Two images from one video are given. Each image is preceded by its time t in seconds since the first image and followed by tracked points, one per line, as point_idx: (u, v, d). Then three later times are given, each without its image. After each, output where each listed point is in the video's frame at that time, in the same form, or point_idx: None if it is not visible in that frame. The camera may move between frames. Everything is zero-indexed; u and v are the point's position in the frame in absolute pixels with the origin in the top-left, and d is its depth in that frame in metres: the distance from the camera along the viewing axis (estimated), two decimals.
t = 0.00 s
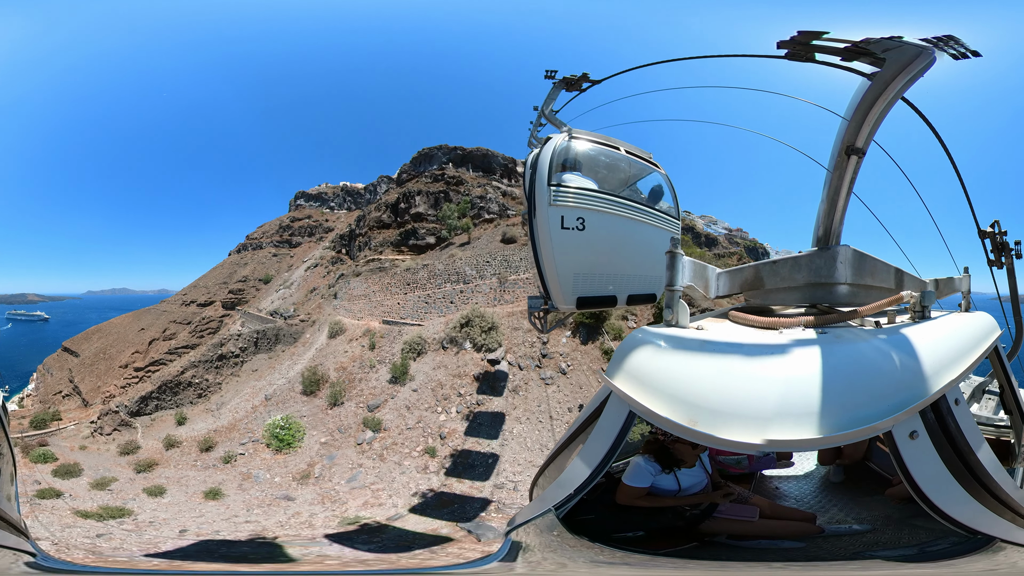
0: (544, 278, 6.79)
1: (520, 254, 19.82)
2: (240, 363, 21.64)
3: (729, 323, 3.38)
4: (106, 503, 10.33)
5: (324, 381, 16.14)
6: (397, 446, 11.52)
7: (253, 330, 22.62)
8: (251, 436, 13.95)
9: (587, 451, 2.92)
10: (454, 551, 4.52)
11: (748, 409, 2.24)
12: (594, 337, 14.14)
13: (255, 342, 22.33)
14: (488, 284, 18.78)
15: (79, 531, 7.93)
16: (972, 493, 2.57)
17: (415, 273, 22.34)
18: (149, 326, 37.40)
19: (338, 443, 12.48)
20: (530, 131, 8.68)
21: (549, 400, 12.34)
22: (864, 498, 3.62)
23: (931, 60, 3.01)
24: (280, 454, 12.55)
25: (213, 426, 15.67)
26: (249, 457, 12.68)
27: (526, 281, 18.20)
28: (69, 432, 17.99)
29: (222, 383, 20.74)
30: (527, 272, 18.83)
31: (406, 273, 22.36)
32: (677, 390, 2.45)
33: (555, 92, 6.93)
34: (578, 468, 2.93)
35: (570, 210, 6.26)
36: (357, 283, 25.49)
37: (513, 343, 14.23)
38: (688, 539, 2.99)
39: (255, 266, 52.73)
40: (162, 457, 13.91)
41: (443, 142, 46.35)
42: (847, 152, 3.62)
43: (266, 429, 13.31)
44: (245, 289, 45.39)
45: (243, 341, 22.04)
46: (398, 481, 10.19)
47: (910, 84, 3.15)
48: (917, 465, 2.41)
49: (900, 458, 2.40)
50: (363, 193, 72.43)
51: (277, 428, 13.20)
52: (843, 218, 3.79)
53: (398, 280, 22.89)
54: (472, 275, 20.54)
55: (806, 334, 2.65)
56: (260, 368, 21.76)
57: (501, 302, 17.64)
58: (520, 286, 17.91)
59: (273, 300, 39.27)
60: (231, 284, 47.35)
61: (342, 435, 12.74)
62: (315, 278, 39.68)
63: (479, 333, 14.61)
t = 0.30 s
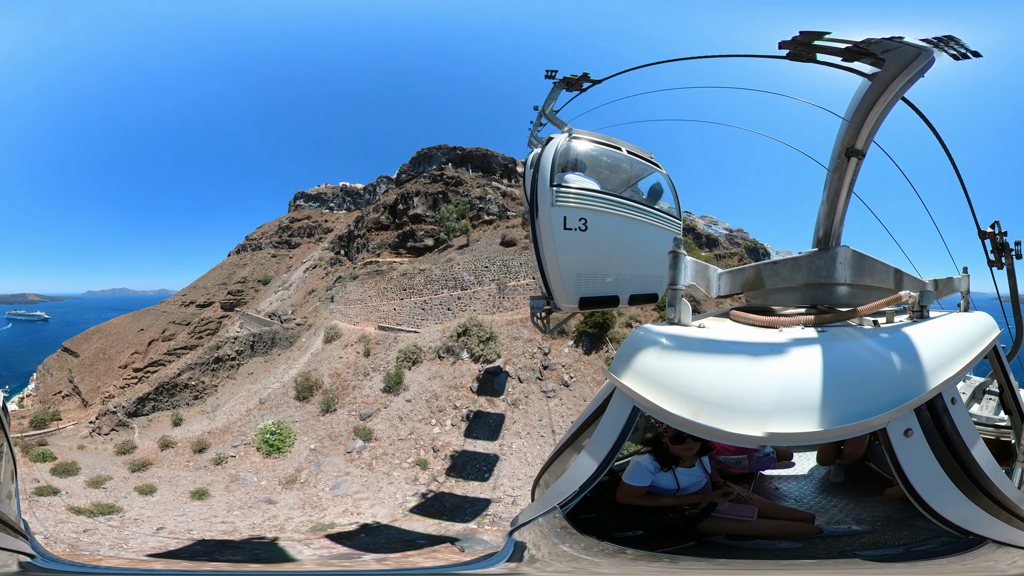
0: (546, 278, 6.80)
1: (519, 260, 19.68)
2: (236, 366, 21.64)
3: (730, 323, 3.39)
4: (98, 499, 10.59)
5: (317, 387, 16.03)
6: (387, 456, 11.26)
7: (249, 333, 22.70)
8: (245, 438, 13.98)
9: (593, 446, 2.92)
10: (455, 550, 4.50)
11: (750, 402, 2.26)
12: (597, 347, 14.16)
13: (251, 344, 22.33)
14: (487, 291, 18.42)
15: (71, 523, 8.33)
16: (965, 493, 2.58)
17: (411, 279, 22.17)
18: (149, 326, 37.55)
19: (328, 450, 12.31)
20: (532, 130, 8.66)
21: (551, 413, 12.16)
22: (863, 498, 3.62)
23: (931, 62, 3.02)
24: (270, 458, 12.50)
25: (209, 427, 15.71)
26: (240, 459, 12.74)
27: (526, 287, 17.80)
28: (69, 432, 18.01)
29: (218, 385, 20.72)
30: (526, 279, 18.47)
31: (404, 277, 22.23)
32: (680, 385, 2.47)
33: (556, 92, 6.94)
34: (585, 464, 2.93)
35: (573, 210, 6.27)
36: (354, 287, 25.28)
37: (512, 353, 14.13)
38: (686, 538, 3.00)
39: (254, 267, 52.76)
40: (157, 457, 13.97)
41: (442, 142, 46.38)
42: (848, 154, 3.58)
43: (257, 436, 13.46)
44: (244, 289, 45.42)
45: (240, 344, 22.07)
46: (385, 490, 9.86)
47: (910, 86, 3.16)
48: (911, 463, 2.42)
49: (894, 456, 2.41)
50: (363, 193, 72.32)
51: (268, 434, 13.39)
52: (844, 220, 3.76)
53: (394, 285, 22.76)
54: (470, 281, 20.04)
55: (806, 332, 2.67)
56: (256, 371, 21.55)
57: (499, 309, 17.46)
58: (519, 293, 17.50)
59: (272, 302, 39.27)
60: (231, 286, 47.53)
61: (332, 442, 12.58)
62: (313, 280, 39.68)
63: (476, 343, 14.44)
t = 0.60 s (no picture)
0: (547, 279, 6.78)
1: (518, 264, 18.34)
2: (232, 369, 21.61)
3: (732, 325, 3.38)
4: (90, 495, 10.79)
5: (311, 394, 15.95)
6: (375, 466, 10.98)
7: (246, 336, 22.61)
8: (237, 440, 13.99)
9: (587, 456, 2.90)
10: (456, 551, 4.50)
11: (750, 414, 2.24)
12: (601, 357, 13.35)
13: (247, 347, 22.25)
14: (486, 298, 17.13)
15: (64, 520, 8.74)
16: (978, 494, 2.56)
17: (407, 283, 20.86)
18: (148, 326, 37.64)
19: (316, 456, 12.14)
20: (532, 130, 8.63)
21: (553, 428, 11.53)
22: (865, 498, 3.60)
23: (936, 62, 2.99)
24: (260, 461, 12.47)
25: (203, 429, 15.76)
26: (230, 460, 12.81)
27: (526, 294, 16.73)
28: (68, 432, 18.03)
29: (214, 388, 20.71)
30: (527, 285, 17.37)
31: (400, 281, 21.97)
32: (679, 395, 2.45)
33: (555, 92, 6.93)
34: (577, 474, 2.90)
35: (574, 210, 6.25)
36: (350, 291, 24.75)
37: (512, 365, 13.42)
38: (690, 540, 2.99)
39: (253, 267, 52.75)
40: (152, 457, 14.11)
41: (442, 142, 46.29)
42: (851, 153, 3.50)
43: (248, 441, 13.40)
44: (242, 291, 45.38)
45: (236, 346, 22.06)
46: (369, 500, 9.55)
47: (914, 86, 3.12)
48: (924, 466, 2.40)
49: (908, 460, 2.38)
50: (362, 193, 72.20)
51: (258, 438, 13.25)
52: (846, 220, 3.68)
53: (390, 289, 21.62)
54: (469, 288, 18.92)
55: (809, 337, 2.64)
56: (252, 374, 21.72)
57: (498, 317, 16.44)
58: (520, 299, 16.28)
59: (271, 303, 39.25)
60: (229, 286, 47.60)
61: (321, 449, 12.43)
62: (312, 281, 39.60)
63: (474, 354, 13.81)
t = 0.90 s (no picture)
0: (548, 278, 6.80)
1: (517, 270, 17.20)
2: (229, 371, 21.58)
3: (730, 321, 3.40)
4: (85, 494, 11.12)
5: (304, 399, 15.65)
6: (363, 475, 10.79)
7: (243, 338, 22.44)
8: (230, 442, 14.06)
9: (593, 445, 2.88)
10: (455, 551, 4.49)
11: (747, 401, 2.27)
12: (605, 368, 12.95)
13: (244, 350, 22.09)
14: (484, 305, 16.66)
15: (60, 515, 9.20)
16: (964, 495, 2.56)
17: (404, 289, 20.10)
18: (148, 327, 37.73)
19: (305, 461, 12.03)
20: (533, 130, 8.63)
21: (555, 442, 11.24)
22: (862, 498, 3.60)
23: (931, 61, 3.00)
24: (249, 465, 12.46)
25: (198, 431, 15.79)
26: (221, 463, 12.84)
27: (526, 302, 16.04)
28: (66, 432, 18.03)
29: (211, 390, 20.64)
30: (527, 291, 16.50)
31: (397, 284, 21.79)
32: (679, 383, 2.48)
33: (556, 91, 6.94)
34: (585, 463, 2.89)
35: (574, 210, 6.26)
36: (345, 296, 24.32)
37: (512, 376, 13.23)
38: (686, 537, 2.99)
39: (252, 269, 52.77)
40: (147, 457, 14.21)
41: (441, 142, 46.21)
42: (847, 153, 3.52)
43: (238, 443, 13.47)
44: (241, 292, 45.33)
45: (233, 349, 22.02)
46: (349, 507, 9.33)
47: (909, 85, 3.13)
48: (908, 463, 2.42)
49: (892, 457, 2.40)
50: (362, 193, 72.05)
51: (248, 442, 13.27)
52: (843, 219, 3.69)
53: (385, 295, 20.98)
54: (466, 295, 17.66)
55: (805, 331, 2.67)
56: (247, 377, 21.44)
57: (497, 325, 15.98)
58: (519, 307, 15.80)
59: (269, 304, 39.26)
60: (228, 287, 47.66)
61: (311, 455, 12.29)
62: (310, 283, 39.53)
63: (470, 365, 13.65)
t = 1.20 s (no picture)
0: (547, 277, 6.79)
1: (517, 276, 16.56)
2: (225, 374, 21.57)
3: (731, 320, 3.41)
4: (81, 490, 11.32)
5: (298, 403, 15.52)
6: (349, 483, 10.36)
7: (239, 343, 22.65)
8: (223, 443, 14.01)
9: (593, 447, 2.88)
10: (454, 552, 4.46)
11: (748, 401, 2.27)
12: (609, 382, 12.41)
13: (240, 353, 22.18)
14: (482, 314, 16.05)
15: (57, 510, 9.52)
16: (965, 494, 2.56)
17: (400, 295, 19.78)
18: (147, 327, 37.89)
19: (293, 466, 11.84)
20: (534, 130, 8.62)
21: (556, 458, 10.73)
22: (862, 497, 3.60)
23: (931, 62, 3.01)
24: (238, 467, 12.41)
25: (193, 432, 15.78)
26: (213, 463, 12.87)
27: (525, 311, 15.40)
28: (65, 432, 18.01)
29: (207, 392, 20.59)
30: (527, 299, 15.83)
31: (395, 287, 21.68)
32: (681, 383, 2.48)
33: (557, 91, 6.93)
34: (584, 465, 2.88)
35: (574, 209, 6.26)
36: (342, 300, 24.03)
37: (511, 391, 12.74)
38: (688, 537, 3.00)
39: (252, 270, 52.79)
40: (143, 457, 14.21)
41: (441, 143, 46.17)
42: (847, 153, 3.52)
43: (229, 446, 13.43)
44: (241, 293, 45.30)
45: (229, 352, 22.09)
46: (325, 514, 8.92)
47: (909, 86, 3.14)
48: (910, 461, 2.42)
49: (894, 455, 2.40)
50: (361, 194, 71.89)
51: (238, 446, 13.16)
52: (844, 219, 3.68)
53: (381, 301, 20.64)
54: (464, 303, 16.91)
55: (806, 330, 2.68)
56: (243, 380, 21.36)
57: (497, 335, 15.38)
58: (519, 315, 15.30)
59: (268, 305, 39.21)
60: (228, 288, 47.63)
61: (299, 460, 12.06)
62: (308, 285, 39.48)
63: (468, 377, 13.18)
